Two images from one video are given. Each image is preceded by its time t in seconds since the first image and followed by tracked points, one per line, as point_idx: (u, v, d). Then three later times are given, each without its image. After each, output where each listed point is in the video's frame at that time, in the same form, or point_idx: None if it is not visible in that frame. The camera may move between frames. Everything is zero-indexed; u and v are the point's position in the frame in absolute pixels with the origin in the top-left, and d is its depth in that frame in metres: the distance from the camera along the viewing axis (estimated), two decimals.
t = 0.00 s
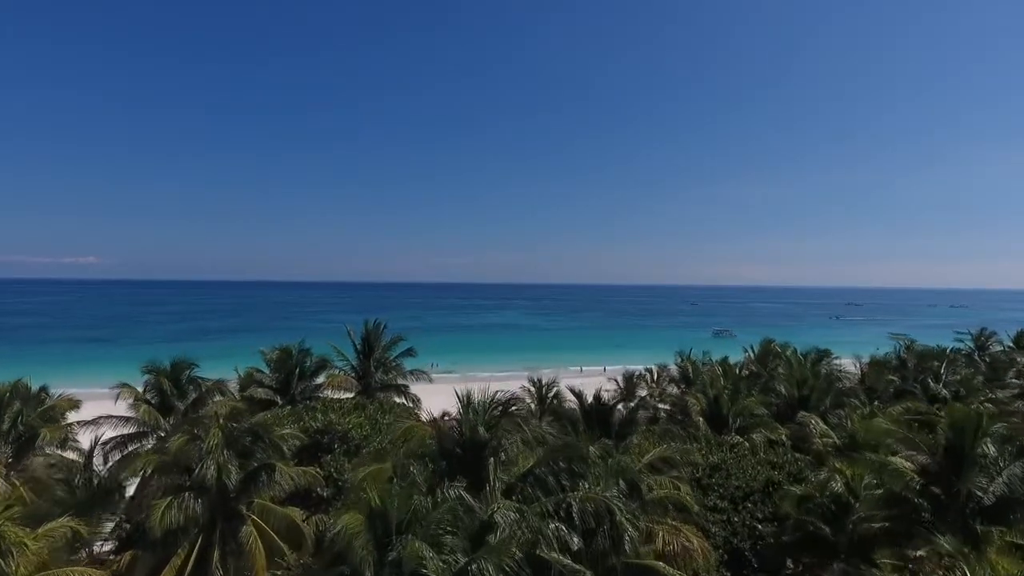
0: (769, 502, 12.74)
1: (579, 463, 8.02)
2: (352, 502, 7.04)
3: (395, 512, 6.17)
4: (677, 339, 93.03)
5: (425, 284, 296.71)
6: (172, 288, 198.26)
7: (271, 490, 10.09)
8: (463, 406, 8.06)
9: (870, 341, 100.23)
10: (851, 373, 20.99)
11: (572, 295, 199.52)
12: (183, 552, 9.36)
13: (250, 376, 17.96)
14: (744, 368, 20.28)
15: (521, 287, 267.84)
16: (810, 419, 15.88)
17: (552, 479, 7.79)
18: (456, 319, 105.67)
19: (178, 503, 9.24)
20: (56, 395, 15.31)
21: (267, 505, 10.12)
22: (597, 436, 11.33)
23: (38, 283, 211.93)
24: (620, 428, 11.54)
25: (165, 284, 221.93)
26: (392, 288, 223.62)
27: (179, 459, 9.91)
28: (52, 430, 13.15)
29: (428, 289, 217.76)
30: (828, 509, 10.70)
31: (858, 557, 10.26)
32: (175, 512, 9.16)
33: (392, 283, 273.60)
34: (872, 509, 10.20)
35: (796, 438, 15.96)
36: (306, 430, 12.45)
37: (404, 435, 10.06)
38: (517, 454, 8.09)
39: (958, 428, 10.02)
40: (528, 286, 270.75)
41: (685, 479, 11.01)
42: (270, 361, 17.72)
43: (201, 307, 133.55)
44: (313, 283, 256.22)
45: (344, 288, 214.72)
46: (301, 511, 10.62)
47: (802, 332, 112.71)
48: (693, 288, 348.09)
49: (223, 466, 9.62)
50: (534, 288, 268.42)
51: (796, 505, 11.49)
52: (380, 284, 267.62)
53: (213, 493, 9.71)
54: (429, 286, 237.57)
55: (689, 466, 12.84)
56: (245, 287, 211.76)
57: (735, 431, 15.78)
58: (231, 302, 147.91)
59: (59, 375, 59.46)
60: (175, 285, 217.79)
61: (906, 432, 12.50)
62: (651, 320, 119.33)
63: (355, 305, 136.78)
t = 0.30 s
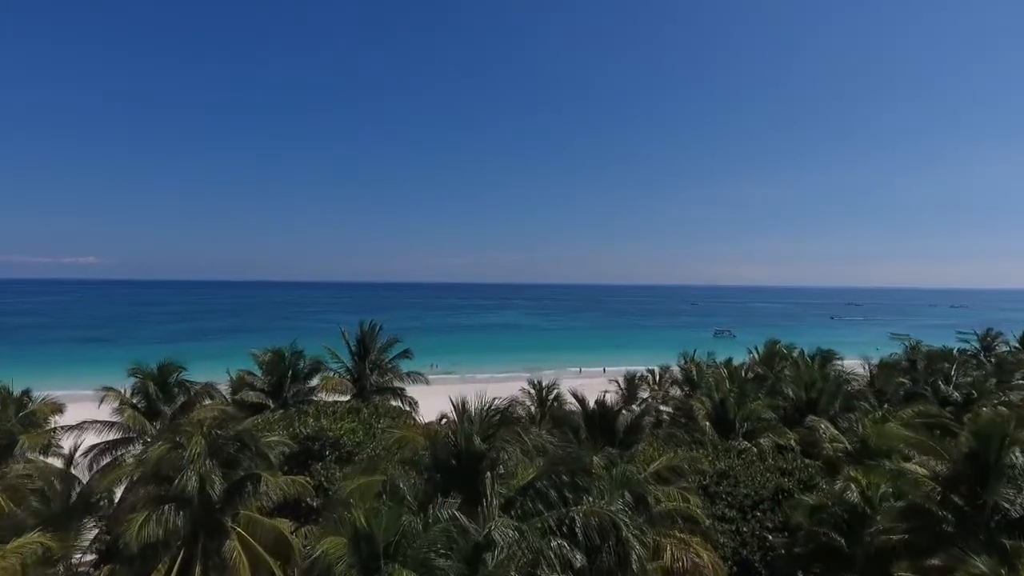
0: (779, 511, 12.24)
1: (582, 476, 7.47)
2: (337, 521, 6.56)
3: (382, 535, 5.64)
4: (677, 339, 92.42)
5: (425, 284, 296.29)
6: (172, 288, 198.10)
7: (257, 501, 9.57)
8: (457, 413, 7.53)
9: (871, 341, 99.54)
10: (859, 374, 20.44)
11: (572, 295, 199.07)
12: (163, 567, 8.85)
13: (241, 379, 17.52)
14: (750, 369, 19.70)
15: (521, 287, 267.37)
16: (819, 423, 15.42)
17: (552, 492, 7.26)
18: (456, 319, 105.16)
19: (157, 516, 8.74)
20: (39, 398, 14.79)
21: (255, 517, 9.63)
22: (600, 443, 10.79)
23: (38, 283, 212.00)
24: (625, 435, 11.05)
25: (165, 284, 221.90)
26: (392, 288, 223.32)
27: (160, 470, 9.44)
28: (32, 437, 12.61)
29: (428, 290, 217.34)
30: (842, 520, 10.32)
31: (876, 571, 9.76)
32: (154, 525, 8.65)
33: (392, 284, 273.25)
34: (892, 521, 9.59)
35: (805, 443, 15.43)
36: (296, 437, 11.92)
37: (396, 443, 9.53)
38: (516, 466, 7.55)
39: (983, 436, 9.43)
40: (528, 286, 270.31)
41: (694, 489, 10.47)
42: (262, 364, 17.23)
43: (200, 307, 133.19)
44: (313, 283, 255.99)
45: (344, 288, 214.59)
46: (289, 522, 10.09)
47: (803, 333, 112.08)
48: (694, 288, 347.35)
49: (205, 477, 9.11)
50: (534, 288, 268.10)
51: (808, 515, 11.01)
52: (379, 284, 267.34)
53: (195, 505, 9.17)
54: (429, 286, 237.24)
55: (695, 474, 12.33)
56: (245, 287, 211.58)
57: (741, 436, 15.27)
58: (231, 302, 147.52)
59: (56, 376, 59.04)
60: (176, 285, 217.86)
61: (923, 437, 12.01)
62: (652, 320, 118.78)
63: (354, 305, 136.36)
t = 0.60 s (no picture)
0: (790, 519, 11.79)
1: (586, 489, 6.99)
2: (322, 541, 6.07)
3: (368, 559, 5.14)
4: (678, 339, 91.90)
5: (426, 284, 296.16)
6: (172, 288, 198.09)
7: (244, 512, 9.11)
8: (452, 421, 7.01)
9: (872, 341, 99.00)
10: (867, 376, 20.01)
11: (572, 295, 198.73)
12: None
13: (233, 382, 17.04)
14: (755, 371, 19.24)
15: (522, 287, 267.17)
16: (828, 428, 14.94)
17: (554, 507, 6.76)
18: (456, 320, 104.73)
19: (136, 529, 8.27)
20: (24, 401, 14.32)
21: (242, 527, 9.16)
22: (605, 452, 10.28)
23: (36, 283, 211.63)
24: (630, 442, 10.56)
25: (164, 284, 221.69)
26: (392, 288, 223.17)
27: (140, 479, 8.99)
28: (13, 444, 12.16)
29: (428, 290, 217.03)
30: (856, 531, 9.85)
31: None
32: (132, 538, 8.17)
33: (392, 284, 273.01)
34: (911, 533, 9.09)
35: (814, 448, 14.98)
36: (287, 443, 11.45)
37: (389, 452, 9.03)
38: (515, 478, 7.05)
39: (1007, 444, 8.93)
40: (528, 286, 270.06)
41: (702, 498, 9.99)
42: (254, 366, 16.76)
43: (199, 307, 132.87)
44: (312, 283, 255.93)
45: (344, 288, 214.44)
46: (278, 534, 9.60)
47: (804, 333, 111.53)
48: (694, 287, 347.00)
49: (188, 487, 8.65)
50: (534, 288, 267.81)
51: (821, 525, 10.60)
52: (379, 284, 267.13)
53: (178, 516, 8.73)
54: (429, 287, 236.94)
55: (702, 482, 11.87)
56: (245, 287, 211.48)
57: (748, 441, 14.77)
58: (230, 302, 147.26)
59: (52, 376, 58.54)
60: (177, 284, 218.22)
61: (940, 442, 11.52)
62: (652, 320, 118.29)
63: (354, 305, 136.14)
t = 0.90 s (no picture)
0: (801, 529, 11.32)
1: (589, 505, 6.51)
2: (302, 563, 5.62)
3: None
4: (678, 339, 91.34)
5: (425, 284, 295.64)
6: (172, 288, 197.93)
7: (228, 524, 8.63)
8: (445, 431, 6.56)
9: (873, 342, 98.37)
10: (875, 378, 19.56)
11: (572, 295, 198.38)
12: None
13: (224, 385, 16.57)
14: (761, 373, 18.76)
15: (522, 287, 266.68)
16: (837, 432, 14.49)
17: (556, 523, 6.30)
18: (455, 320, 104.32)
19: (112, 544, 7.81)
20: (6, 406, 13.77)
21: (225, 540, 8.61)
22: (609, 462, 9.79)
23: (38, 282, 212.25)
24: (635, 451, 10.10)
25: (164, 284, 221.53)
26: (392, 288, 222.96)
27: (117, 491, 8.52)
28: None
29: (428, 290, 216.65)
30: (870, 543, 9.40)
31: None
32: (107, 555, 7.69)
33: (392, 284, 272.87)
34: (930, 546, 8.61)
35: (823, 454, 14.52)
36: (275, 451, 10.96)
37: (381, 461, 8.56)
38: (513, 492, 6.59)
39: None
40: (528, 287, 269.82)
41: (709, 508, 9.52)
42: (246, 369, 16.31)
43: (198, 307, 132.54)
44: (312, 283, 255.83)
45: (344, 288, 214.13)
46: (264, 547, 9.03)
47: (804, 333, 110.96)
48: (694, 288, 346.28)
49: (167, 499, 8.18)
50: (534, 288, 267.80)
51: (834, 536, 10.13)
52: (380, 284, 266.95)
53: (157, 530, 8.26)
54: (429, 287, 236.78)
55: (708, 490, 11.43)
56: (244, 287, 211.35)
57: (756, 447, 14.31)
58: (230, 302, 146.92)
59: (48, 376, 58.06)
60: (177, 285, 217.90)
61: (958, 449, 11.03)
62: (652, 321, 117.72)
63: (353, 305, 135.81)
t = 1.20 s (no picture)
0: (813, 540, 10.79)
1: (594, 523, 6.01)
2: None
3: None
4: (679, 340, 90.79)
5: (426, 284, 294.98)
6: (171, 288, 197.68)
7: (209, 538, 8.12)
8: (439, 442, 6.09)
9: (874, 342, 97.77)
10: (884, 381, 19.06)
11: (572, 296, 197.95)
12: None
13: (216, 388, 16.13)
14: (767, 374, 18.26)
15: (522, 287, 266.16)
16: (848, 437, 14.00)
17: (557, 544, 5.80)
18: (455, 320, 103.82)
19: (86, 560, 7.33)
20: None
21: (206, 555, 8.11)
22: (613, 474, 9.26)
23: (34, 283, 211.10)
24: (641, 461, 9.60)
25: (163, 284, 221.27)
26: (392, 288, 222.64)
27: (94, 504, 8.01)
28: None
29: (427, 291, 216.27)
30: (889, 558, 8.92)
31: None
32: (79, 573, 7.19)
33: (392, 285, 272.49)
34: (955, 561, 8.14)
35: (833, 460, 13.98)
36: (263, 459, 10.49)
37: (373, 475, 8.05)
38: (513, 507, 6.08)
39: None
40: (528, 287, 269.27)
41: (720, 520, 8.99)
42: (237, 372, 15.85)
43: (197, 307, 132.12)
44: (312, 284, 255.81)
45: (344, 288, 213.81)
46: (248, 563, 8.50)
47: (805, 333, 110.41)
48: (695, 288, 345.85)
49: (145, 511, 7.70)
50: (534, 288, 267.46)
51: (849, 549, 9.61)
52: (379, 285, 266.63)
53: (134, 545, 7.77)
54: (429, 287, 236.41)
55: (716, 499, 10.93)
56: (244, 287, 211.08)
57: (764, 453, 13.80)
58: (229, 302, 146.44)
59: (45, 377, 57.59)
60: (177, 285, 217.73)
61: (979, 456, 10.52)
62: (652, 321, 117.13)
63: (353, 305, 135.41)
